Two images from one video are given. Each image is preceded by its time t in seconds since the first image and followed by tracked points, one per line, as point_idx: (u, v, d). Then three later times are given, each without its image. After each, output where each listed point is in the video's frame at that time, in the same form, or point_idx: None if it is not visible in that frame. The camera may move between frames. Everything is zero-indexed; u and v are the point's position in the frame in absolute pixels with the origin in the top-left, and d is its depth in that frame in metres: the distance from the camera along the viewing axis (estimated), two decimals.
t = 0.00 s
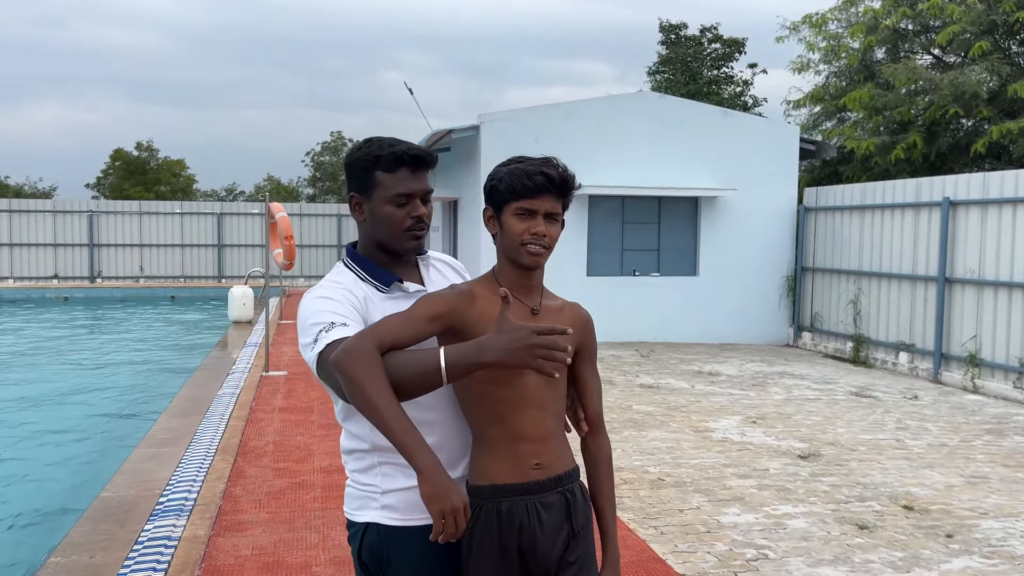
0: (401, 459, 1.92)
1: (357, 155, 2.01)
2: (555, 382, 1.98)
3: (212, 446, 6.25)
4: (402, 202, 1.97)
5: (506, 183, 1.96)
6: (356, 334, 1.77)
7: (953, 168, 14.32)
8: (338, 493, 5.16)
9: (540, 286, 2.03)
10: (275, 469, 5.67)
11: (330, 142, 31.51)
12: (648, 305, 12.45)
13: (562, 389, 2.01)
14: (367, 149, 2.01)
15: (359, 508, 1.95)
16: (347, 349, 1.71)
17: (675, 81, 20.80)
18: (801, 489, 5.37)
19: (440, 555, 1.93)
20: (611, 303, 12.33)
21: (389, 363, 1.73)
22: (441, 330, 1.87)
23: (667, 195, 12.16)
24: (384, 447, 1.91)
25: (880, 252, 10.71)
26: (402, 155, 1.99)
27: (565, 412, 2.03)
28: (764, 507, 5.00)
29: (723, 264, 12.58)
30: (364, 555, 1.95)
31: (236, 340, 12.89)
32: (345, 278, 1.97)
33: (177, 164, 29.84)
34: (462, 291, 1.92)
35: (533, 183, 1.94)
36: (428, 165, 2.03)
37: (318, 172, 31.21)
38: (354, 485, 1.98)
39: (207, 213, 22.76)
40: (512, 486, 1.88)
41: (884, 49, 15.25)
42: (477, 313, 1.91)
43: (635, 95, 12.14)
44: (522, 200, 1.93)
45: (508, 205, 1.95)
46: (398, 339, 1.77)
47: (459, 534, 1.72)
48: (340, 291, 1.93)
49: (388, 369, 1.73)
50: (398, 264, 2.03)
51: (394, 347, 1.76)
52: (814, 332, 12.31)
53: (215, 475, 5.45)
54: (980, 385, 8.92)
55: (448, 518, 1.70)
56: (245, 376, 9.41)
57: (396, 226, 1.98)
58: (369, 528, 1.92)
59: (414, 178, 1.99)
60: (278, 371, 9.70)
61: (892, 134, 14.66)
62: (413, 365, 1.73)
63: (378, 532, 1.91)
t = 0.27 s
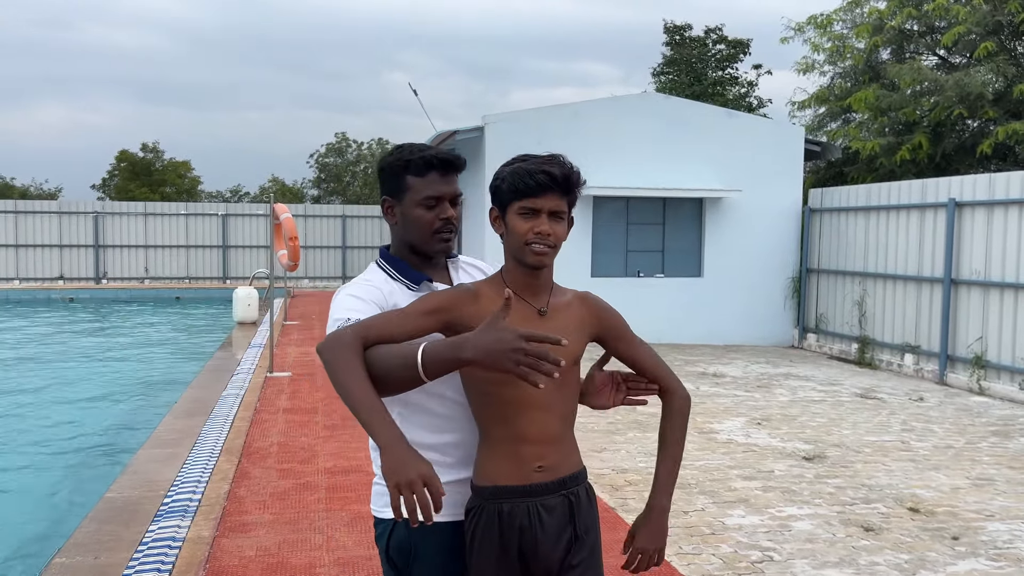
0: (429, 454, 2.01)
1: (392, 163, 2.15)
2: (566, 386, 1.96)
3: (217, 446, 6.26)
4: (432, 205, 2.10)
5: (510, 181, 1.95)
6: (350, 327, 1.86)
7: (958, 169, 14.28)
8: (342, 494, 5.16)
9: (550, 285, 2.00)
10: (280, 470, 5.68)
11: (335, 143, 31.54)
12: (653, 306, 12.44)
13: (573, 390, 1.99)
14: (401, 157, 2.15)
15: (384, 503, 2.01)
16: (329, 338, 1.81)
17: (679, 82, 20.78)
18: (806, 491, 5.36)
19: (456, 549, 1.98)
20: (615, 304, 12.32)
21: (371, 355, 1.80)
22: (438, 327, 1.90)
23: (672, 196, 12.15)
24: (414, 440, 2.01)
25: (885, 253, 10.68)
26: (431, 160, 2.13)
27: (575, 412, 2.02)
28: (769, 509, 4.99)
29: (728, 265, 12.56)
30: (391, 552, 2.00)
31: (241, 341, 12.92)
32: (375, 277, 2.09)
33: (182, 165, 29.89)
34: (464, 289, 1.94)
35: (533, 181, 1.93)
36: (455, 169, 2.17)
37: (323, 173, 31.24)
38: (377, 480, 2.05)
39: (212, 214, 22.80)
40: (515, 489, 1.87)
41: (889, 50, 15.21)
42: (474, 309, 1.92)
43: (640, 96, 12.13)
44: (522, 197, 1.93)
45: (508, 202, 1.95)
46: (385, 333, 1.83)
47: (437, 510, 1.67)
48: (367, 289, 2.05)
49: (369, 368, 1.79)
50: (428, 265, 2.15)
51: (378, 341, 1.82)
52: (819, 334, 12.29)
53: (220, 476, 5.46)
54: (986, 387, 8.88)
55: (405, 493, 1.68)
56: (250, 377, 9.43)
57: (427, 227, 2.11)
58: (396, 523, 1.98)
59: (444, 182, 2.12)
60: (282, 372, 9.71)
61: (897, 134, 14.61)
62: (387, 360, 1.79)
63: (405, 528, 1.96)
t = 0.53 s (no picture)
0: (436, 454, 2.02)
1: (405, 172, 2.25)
2: (570, 389, 1.96)
3: (219, 448, 6.26)
4: (438, 198, 2.14)
5: (519, 184, 1.95)
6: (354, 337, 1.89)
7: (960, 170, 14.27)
8: (344, 495, 5.16)
9: (553, 287, 2.01)
10: (281, 471, 5.68)
11: (337, 145, 31.55)
12: (654, 308, 12.43)
13: (578, 391, 1.99)
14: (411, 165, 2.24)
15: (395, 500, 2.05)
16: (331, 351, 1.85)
17: (681, 83, 20.78)
18: (808, 493, 5.35)
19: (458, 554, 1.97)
20: (616, 305, 12.32)
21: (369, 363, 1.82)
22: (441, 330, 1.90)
23: (674, 197, 12.15)
24: (421, 440, 2.03)
25: (887, 255, 10.68)
26: (433, 157, 2.18)
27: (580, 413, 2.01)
28: (771, 510, 4.98)
29: (729, 266, 12.56)
30: (399, 547, 2.03)
31: (242, 342, 12.92)
32: (394, 277, 2.11)
33: (184, 166, 29.90)
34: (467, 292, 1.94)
35: (540, 185, 1.92)
36: (466, 167, 2.20)
37: (324, 174, 31.26)
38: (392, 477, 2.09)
39: (213, 215, 22.81)
40: (518, 489, 1.87)
41: (890, 51, 15.21)
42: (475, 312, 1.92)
43: (641, 97, 12.13)
44: (531, 202, 1.92)
45: (517, 204, 1.95)
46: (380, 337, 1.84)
47: (448, 501, 1.67)
48: (384, 288, 2.07)
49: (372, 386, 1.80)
50: (447, 259, 2.16)
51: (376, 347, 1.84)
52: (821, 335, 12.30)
53: (221, 477, 5.46)
54: (988, 389, 8.87)
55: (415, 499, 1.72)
56: (252, 378, 9.43)
57: (435, 221, 2.14)
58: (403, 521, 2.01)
59: (447, 175, 2.16)
60: (284, 373, 9.71)
61: (899, 136, 14.61)
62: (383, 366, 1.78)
63: (410, 527, 1.98)
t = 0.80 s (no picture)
0: (430, 463, 2.01)
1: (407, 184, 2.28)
2: (563, 389, 1.97)
3: (219, 449, 6.26)
4: (434, 205, 2.16)
5: (534, 200, 1.90)
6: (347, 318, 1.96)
7: (959, 172, 14.28)
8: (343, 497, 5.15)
9: (545, 291, 2.01)
10: (281, 473, 5.68)
11: (337, 146, 31.56)
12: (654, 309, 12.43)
13: (571, 392, 2.00)
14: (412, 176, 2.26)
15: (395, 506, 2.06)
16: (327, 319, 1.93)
17: (681, 85, 20.81)
18: (808, 495, 5.35)
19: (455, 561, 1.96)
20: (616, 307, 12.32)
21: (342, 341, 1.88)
22: (430, 328, 1.92)
23: (674, 199, 12.15)
24: (415, 448, 2.02)
25: (887, 256, 10.68)
26: (431, 164, 2.19)
27: (575, 413, 2.01)
28: (771, 512, 4.98)
29: (729, 268, 12.56)
30: (394, 552, 2.04)
31: (242, 343, 12.91)
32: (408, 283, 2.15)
33: (184, 168, 29.92)
34: (458, 293, 1.95)
35: (557, 210, 1.89)
36: (464, 173, 2.20)
37: (325, 175, 31.28)
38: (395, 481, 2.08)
39: (214, 216, 22.82)
40: (514, 489, 1.87)
41: (891, 53, 15.22)
42: (464, 311, 1.93)
43: (641, 98, 12.13)
44: (536, 219, 1.90)
45: (520, 218, 1.92)
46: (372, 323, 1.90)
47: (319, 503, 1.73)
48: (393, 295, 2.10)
49: (332, 364, 1.86)
50: (450, 265, 2.17)
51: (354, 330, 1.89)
52: (821, 337, 12.30)
53: (221, 479, 5.46)
54: (988, 391, 8.87)
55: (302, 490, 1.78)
56: (252, 379, 9.43)
57: (433, 227, 2.16)
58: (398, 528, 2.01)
59: (443, 182, 2.17)
60: (284, 374, 9.71)
61: (899, 138, 14.62)
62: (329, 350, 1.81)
63: (404, 532, 1.99)
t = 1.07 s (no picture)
0: (434, 458, 2.02)
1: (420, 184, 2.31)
2: (565, 387, 1.98)
3: (218, 450, 6.26)
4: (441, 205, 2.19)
5: (530, 208, 1.86)
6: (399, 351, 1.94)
7: (958, 174, 14.30)
8: (342, 499, 5.15)
9: (542, 292, 2.01)
10: (280, 474, 5.67)
11: (336, 148, 31.58)
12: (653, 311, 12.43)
13: (572, 391, 2.00)
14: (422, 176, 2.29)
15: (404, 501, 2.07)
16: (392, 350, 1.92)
17: (680, 87, 20.84)
18: (807, 497, 5.35)
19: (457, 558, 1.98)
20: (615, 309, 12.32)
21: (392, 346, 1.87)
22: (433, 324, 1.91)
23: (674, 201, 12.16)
24: (422, 444, 2.03)
25: (886, 258, 10.69)
26: (435, 164, 2.21)
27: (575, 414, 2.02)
28: (770, 514, 4.98)
29: (729, 270, 12.56)
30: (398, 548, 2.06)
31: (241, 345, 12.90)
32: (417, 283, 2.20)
33: (183, 169, 29.93)
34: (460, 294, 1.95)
35: (553, 218, 1.84)
36: (470, 172, 2.21)
37: (324, 177, 31.30)
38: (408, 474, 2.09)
39: (213, 218, 22.82)
40: (515, 490, 1.87)
41: (890, 55, 15.24)
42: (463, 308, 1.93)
43: (640, 101, 12.14)
44: (532, 226, 1.86)
45: (518, 225, 1.89)
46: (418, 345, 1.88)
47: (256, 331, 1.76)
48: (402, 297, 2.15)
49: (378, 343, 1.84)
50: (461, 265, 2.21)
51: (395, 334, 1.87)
52: (820, 339, 12.28)
53: (221, 480, 5.46)
54: (987, 393, 8.88)
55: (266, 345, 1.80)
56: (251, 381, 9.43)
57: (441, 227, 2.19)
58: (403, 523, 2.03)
59: (448, 182, 2.19)
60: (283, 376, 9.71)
61: (898, 140, 14.63)
62: (369, 344, 1.82)
63: (408, 528, 2.01)
